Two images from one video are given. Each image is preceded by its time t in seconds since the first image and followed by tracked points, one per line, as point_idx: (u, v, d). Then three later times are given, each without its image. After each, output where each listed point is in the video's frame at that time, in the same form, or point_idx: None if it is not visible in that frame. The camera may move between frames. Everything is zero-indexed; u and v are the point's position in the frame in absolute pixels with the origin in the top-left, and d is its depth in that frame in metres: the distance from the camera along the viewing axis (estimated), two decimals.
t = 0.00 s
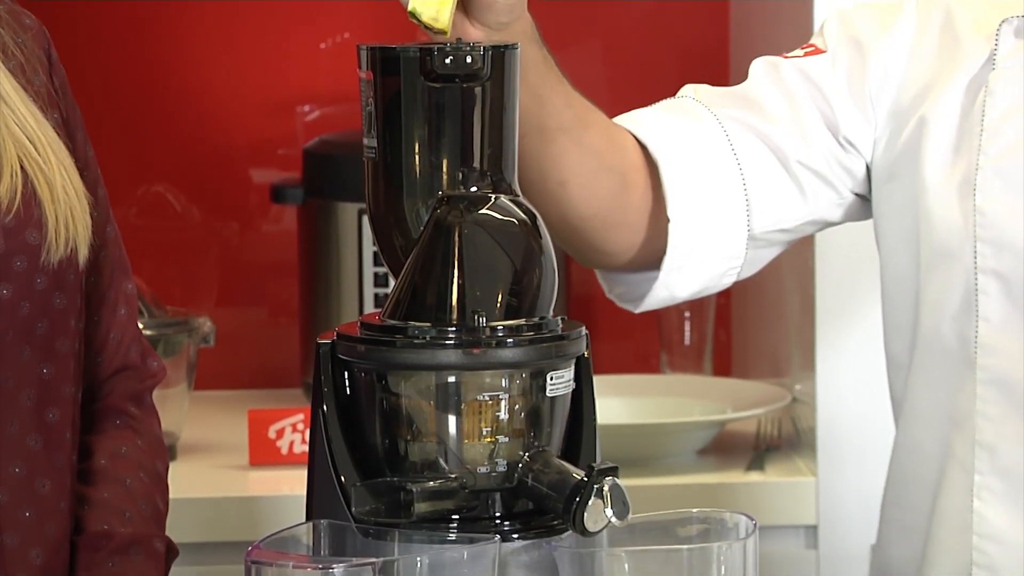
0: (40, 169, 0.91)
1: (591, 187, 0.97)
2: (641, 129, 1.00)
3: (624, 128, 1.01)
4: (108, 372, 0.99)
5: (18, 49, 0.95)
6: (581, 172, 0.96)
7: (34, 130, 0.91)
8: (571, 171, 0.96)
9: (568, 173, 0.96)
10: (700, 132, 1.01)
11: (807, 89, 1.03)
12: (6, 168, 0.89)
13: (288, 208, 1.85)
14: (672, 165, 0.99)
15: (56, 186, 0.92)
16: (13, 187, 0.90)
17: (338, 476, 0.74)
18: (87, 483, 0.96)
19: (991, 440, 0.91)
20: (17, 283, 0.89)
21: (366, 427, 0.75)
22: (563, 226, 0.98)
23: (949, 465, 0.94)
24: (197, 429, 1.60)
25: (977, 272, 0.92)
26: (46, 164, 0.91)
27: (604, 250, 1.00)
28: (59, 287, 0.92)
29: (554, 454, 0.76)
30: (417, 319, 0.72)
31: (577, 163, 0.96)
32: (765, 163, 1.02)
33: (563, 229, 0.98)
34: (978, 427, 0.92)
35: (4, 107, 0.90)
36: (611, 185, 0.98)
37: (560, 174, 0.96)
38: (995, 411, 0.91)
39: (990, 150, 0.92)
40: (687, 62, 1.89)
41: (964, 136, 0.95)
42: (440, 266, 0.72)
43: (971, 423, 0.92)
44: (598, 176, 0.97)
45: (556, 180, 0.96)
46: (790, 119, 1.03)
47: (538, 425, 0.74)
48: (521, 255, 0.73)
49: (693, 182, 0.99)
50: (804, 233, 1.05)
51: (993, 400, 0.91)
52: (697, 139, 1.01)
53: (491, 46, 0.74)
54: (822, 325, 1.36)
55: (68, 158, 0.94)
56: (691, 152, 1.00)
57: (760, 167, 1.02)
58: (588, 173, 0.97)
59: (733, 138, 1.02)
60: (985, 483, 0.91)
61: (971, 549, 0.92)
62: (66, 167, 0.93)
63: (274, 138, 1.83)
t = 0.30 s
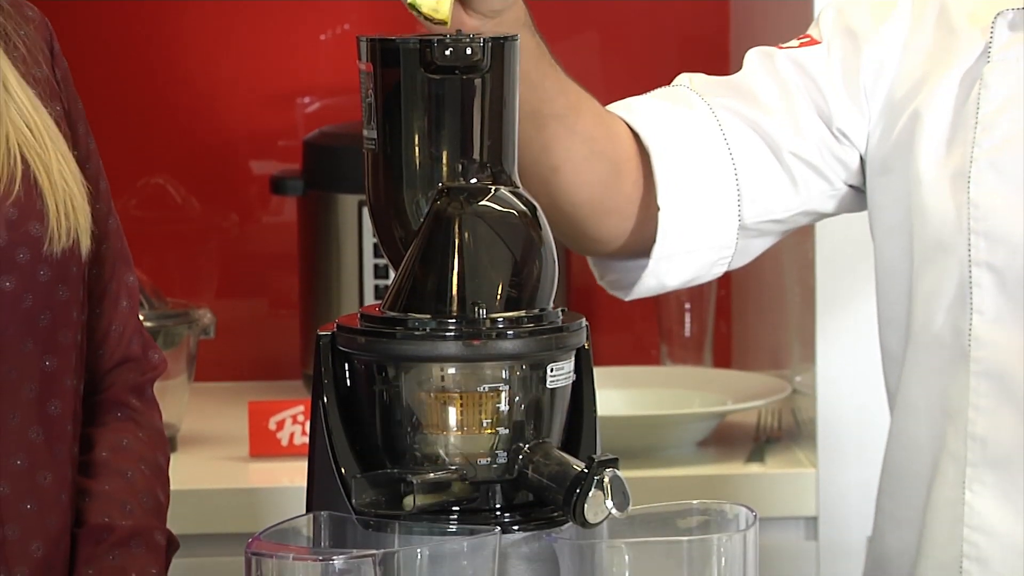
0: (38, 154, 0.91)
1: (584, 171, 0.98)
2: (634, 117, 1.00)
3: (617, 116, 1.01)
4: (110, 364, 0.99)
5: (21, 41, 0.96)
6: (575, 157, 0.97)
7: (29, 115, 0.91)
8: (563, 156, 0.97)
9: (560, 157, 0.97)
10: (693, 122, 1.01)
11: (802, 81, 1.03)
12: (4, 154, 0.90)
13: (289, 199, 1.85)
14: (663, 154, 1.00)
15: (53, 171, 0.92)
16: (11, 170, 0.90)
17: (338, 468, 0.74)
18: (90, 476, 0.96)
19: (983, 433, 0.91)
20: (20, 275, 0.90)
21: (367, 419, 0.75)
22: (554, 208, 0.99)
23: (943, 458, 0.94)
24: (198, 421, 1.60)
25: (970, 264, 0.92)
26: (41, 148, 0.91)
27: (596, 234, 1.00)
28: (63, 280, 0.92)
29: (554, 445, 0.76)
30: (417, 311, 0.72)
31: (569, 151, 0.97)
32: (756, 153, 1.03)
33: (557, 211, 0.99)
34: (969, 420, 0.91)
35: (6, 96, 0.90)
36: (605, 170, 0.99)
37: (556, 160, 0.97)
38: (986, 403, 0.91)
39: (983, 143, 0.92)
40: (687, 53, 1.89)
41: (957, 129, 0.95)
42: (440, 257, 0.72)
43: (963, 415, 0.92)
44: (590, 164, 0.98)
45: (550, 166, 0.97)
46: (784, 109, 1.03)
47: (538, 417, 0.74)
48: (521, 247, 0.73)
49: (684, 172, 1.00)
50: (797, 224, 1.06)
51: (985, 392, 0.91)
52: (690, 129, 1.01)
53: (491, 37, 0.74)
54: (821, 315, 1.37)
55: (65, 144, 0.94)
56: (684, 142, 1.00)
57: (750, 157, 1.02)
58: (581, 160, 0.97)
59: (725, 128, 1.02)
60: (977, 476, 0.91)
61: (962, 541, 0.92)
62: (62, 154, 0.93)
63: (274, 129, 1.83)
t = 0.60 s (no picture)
0: (40, 136, 0.93)
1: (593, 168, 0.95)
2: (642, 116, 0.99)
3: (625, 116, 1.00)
4: (110, 355, 1.01)
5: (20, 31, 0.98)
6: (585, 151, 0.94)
7: (33, 101, 0.94)
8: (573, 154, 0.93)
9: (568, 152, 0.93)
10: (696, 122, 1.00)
11: (801, 82, 1.03)
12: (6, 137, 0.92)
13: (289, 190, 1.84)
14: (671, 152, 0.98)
15: (57, 152, 0.94)
16: (13, 154, 0.92)
17: (339, 459, 0.74)
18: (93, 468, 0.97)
19: (989, 428, 0.91)
20: (23, 259, 0.91)
21: (367, 410, 0.75)
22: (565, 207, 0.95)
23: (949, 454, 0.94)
24: (198, 412, 1.60)
25: (977, 259, 0.92)
26: (44, 130, 0.94)
27: (603, 231, 0.97)
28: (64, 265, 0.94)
29: (554, 436, 0.76)
30: (418, 302, 0.72)
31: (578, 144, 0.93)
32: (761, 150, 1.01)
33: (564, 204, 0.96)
34: (977, 415, 0.92)
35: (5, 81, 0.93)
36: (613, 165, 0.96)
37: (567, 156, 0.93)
38: (994, 398, 0.91)
39: (988, 136, 0.93)
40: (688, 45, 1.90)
41: (962, 123, 0.95)
42: (441, 248, 0.72)
43: (971, 411, 0.92)
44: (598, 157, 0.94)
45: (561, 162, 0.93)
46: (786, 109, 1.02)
47: (538, 407, 0.74)
48: (522, 238, 0.73)
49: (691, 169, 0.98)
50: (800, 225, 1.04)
51: (993, 387, 0.91)
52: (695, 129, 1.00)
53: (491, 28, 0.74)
54: (823, 305, 1.37)
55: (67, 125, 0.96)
56: (689, 140, 0.99)
57: (755, 154, 1.01)
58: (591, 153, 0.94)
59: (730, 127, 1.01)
60: (985, 469, 0.92)
61: (970, 535, 0.92)
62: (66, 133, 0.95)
63: (275, 120, 1.82)
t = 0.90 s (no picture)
0: (54, 128, 0.94)
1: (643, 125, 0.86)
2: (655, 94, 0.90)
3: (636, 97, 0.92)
4: (120, 347, 1.01)
5: (42, 20, 0.98)
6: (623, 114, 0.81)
7: (51, 94, 0.94)
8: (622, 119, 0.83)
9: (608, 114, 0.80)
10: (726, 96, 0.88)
11: (809, 61, 0.91)
12: (23, 127, 0.91)
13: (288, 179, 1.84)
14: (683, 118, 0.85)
15: (71, 145, 0.94)
16: (27, 145, 0.92)
17: (339, 449, 0.74)
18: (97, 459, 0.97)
19: (1004, 422, 0.83)
20: (33, 246, 0.91)
21: (366, 399, 0.75)
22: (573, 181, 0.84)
23: (958, 449, 0.86)
24: (199, 401, 1.60)
25: (989, 254, 0.84)
26: (60, 123, 0.94)
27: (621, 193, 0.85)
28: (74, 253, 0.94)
29: (554, 426, 0.75)
30: (418, 292, 0.72)
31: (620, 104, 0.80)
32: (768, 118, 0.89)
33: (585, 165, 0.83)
34: (990, 410, 0.84)
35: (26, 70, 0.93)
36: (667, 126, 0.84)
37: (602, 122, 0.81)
38: (1009, 394, 0.83)
39: (1000, 131, 0.84)
40: (688, 32, 1.89)
41: (974, 118, 0.86)
42: (441, 238, 0.72)
43: (983, 407, 0.84)
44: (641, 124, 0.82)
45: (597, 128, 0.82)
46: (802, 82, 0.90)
47: (538, 397, 0.74)
48: (522, 228, 0.73)
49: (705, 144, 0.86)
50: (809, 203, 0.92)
51: (1007, 382, 0.83)
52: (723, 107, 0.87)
53: (491, 18, 0.74)
54: (823, 294, 1.37)
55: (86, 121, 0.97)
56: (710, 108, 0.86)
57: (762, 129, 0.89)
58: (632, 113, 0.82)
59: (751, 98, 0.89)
60: (998, 465, 0.84)
61: (983, 531, 0.85)
62: (82, 128, 0.96)
63: (275, 109, 1.82)
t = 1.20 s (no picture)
0: (69, 119, 0.93)
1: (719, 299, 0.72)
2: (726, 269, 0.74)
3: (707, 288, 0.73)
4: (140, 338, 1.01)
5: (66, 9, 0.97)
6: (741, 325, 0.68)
7: (68, 84, 0.93)
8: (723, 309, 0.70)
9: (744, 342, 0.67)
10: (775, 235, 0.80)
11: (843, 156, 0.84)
12: (35, 116, 0.91)
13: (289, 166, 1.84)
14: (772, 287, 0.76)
15: (85, 136, 0.93)
16: (38, 137, 0.91)
17: (339, 437, 0.74)
18: (116, 448, 0.98)
19: None
20: (39, 236, 0.91)
21: (367, 387, 0.75)
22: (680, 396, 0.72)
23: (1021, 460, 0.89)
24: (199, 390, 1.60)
25: None
26: (76, 114, 0.93)
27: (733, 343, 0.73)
28: (83, 242, 0.94)
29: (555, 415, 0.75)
30: (418, 280, 0.72)
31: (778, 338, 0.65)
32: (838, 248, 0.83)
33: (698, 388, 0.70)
34: None
35: (41, 59, 0.93)
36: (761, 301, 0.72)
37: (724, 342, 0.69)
38: None
39: None
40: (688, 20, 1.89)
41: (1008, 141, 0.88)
42: (441, 227, 0.72)
43: None
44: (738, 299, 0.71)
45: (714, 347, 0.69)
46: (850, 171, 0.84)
47: (539, 386, 0.74)
48: (522, 217, 0.72)
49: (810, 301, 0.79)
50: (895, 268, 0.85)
51: None
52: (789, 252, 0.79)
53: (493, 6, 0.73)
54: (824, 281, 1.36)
55: (105, 111, 0.95)
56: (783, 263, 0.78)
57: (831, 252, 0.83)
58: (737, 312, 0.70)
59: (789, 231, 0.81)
60: None
61: None
62: (99, 118, 0.94)
63: (274, 97, 1.82)
